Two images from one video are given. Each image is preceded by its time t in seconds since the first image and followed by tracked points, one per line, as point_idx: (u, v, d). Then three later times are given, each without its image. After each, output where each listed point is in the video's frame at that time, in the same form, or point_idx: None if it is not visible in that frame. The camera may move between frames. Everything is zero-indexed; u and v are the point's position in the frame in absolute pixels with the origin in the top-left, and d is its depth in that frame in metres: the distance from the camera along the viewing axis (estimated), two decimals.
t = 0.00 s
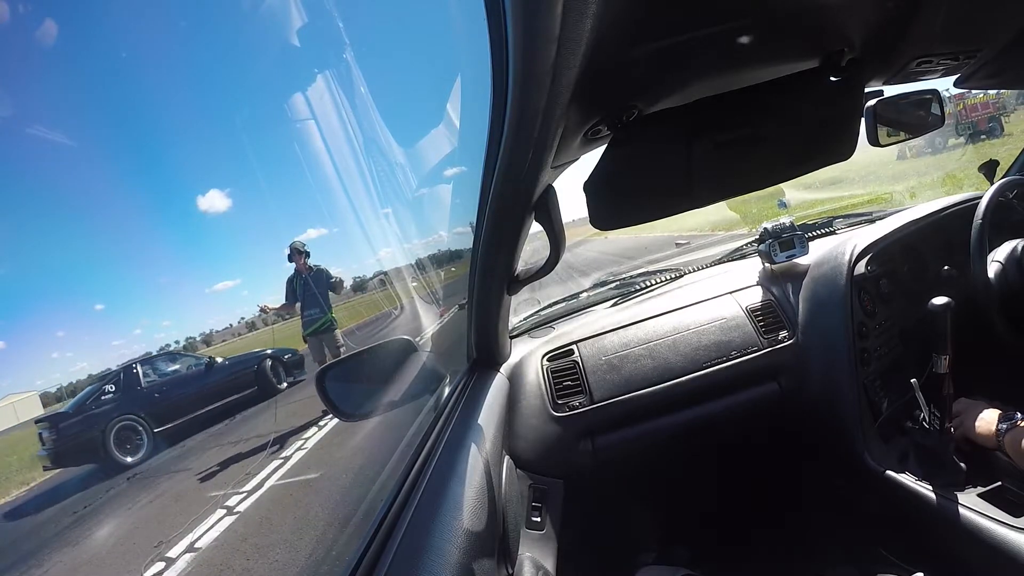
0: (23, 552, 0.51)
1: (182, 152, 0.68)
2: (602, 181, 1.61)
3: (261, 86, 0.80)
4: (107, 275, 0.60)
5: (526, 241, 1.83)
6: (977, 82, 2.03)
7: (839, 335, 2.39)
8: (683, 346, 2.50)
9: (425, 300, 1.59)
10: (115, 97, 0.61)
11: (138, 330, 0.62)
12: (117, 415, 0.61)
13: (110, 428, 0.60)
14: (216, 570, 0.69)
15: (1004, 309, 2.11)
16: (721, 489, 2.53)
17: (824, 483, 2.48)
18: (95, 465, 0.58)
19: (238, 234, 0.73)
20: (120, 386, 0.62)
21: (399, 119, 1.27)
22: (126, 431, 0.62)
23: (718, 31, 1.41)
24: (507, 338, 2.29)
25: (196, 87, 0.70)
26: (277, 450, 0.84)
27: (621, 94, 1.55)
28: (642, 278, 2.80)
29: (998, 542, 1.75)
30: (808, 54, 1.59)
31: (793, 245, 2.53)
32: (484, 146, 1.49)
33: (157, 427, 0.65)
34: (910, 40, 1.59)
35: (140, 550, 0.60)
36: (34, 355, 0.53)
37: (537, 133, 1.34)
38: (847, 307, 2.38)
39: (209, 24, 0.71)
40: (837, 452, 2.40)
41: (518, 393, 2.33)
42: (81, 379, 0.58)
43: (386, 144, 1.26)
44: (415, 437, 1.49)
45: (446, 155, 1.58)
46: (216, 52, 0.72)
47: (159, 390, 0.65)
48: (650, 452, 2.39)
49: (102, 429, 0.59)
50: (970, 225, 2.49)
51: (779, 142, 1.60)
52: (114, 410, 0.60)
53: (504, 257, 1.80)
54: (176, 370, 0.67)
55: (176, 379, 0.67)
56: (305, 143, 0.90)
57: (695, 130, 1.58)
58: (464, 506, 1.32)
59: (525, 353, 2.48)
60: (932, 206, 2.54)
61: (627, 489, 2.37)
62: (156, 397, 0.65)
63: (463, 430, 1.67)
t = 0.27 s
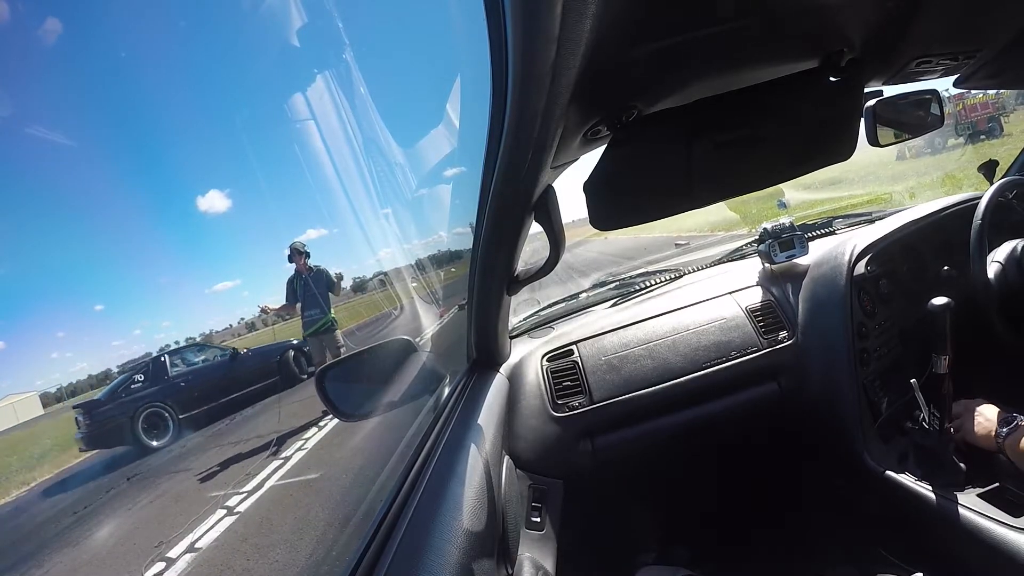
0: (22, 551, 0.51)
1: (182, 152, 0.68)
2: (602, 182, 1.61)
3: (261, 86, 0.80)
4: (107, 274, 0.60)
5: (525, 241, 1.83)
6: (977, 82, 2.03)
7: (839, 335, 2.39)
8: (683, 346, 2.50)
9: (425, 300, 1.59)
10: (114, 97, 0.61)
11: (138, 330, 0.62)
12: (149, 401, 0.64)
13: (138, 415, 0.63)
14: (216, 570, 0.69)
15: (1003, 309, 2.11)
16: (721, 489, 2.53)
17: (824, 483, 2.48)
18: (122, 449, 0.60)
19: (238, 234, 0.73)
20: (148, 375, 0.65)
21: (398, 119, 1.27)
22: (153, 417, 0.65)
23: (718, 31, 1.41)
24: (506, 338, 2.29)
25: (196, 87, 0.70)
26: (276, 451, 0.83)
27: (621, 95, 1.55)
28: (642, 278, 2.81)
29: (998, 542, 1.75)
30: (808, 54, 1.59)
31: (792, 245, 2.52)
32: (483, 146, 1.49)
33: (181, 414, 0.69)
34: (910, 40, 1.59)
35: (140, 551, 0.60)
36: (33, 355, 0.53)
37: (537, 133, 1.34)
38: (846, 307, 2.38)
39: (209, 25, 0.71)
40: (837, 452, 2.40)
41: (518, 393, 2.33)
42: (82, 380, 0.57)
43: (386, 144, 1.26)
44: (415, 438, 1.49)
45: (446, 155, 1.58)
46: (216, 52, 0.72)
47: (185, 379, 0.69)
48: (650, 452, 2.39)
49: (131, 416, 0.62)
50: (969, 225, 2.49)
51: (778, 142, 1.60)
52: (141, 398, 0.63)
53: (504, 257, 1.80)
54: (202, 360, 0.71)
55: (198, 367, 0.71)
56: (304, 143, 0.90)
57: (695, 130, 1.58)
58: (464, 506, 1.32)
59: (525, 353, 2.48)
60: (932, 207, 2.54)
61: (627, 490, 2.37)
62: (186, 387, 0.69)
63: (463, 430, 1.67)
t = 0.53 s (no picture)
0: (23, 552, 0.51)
1: (183, 152, 0.68)
2: (602, 182, 1.61)
3: (261, 86, 0.80)
4: (107, 275, 0.60)
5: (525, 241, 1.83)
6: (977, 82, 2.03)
7: (839, 336, 2.39)
8: (683, 346, 2.50)
9: (425, 300, 1.59)
10: (114, 97, 0.61)
11: (138, 331, 0.62)
12: (182, 387, 0.68)
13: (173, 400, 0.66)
14: (216, 571, 0.69)
15: (1003, 309, 2.11)
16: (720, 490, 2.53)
17: (824, 483, 2.48)
18: (158, 431, 0.64)
19: (238, 234, 0.73)
20: (180, 364, 0.69)
21: (398, 119, 1.27)
22: (185, 402, 0.69)
23: (718, 31, 1.41)
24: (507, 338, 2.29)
25: (196, 87, 0.70)
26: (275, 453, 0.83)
27: (621, 95, 1.55)
28: (642, 278, 2.81)
29: (997, 542, 1.75)
30: (808, 53, 1.59)
31: (792, 245, 2.52)
32: (483, 146, 1.49)
33: (212, 399, 0.73)
34: (910, 40, 1.59)
35: (139, 551, 0.60)
36: (33, 355, 0.53)
37: (537, 132, 1.34)
38: (846, 307, 2.38)
39: (209, 25, 0.71)
40: (837, 452, 2.40)
41: (518, 393, 2.33)
42: (81, 381, 0.57)
43: (386, 143, 1.26)
44: (415, 438, 1.49)
45: (446, 155, 1.58)
46: (216, 52, 0.72)
47: (213, 367, 0.74)
48: (650, 452, 2.39)
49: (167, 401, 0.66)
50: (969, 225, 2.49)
51: (778, 142, 1.60)
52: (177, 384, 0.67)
53: (504, 257, 1.80)
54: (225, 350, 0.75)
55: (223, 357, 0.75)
56: (304, 143, 0.90)
57: (695, 130, 1.58)
58: (464, 506, 1.32)
59: (525, 353, 2.48)
60: (932, 207, 2.55)
61: (627, 490, 2.37)
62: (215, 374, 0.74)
63: (463, 430, 1.67)
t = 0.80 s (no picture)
0: (23, 553, 0.51)
1: (186, 153, 0.68)
2: (602, 182, 1.61)
3: (261, 86, 0.80)
4: (107, 275, 0.60)
5: (525, 241, 1.83)
6: (977, 82, 2.03)
7: (839, 335, 2.39)
8: (682, 346, 2.50)
9: (425, 300, 1.59)
10: (114, 97, 0.61)
11: (138, 332, 0.62)
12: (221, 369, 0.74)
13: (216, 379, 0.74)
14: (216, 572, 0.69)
15: (1003, 309, 2.11)
16: (720, 490, 2.53)
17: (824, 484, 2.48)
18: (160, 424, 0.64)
19: (239, 235, 0.73)
20: (225, 348, 0.75)
21: (398, 119, 1.26)
22: (231, 381, 0.76)
23: (717, 32, 1.41)
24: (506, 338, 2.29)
25: (195, 87, 0.70)
26: (274, 454, 0.83)
27: (621, 95, 1.56)
28: (642, 278, 2.81)
29: (998, 542, 1.75)
30: (808, 53, 1.59)
31: (792, 245, 2.52)
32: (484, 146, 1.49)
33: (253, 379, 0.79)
34: (910, 40, 1.59)
35: (139, 553, 0.60)
36: (32, 356, 0.53)
37: (537, 131, 1.34)
38: (846, 307, 2.38)
39: (209, 25, 0.71)
40: (837, 452, 2.40)
41: (518, 393, 2.33)
42: (82, 381, 0.57)
43: (385, 143, 1.26)
44: (414, 438, 1.49)
45: (446, 155, 1.58)
46: (215, 51, 0.72)
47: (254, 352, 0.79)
48: (650, 452, 2.39)
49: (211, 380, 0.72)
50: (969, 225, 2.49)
51: (778, 142, 1.60)
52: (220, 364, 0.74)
53: (504, 257, 1.80)
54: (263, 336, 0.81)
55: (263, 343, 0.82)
56: (304, 143, 0.90)
57: (695, 130, 1.58)
58: (464, 506, 1.32)
59: (526, 353, 2.48)
60: (932, 206, 2.55)
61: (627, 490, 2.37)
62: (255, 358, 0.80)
63: (463, 430, 1.67)
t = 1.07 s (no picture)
0: (22, 553, 0.51)
1: (187, 154, 0.68)
2: (601, 182, 1.61)
3: (261, 86, 0.80)
4: (108, 275, 0.60)
5: (525, 241, 1.83)
6: (976, 82, 2.03)
7: (839, 335, 2.39)
8: (683, 346, 2.50)
9: (425, 300, 1.59)
10: (115, 97, 0.61)
11: (138, 332, 0.62)
12: (271, 348, 0.84)
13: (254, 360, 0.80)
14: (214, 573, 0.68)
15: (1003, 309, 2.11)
16: (720, 490, 2.53)
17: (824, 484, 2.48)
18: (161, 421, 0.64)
19: (238, 235, 0.73)
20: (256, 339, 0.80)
21: (398, 119, 1.26)
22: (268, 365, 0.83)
23: (717, 32, 1.41)
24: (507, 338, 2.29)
25: (195, 87, 0.70)
26: (274, 455, 0.83)
27: (621, 95, 1.56)
28: (642, 278, 2.81)
29: (998, 542, 1.75)
30: (807, 53, 1.59)
31: (792, 245, 2.52)
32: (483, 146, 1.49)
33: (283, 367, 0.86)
34: (910, 41, 1.59)
35: (138, 553, 0.60)
36: (32, 356, 0.53)
37: (537, 131, 1.34)
38: (846, 307, 2.38)
39: (209, 25, 0.71)
40: (837, 452, 2.39)
41: (518, 393, 2.33)
42: (82, 381, 0.58)
43: (386, 143, 1.26)
44: (414, 438, 1.49)
45: (446, 155, 1.58)
46: (215, 51, 0.72)
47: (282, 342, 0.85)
48: (650, 452, 2.39)
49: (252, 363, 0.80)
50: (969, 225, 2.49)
51: (778, 142, 1.61)
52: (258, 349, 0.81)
53: (504, 257, 1.80)
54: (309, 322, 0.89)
55: (288, 337, 0.87)
56: (305, 143, 0.90)
57: (694, 129, 1.58)
58: (464, 506, 1.32)
59: (526, 353, 2.49)
60: (932, 206, 2.55)
61: (627, 490, 2.36)
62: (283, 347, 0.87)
63: (463, 430, 1.67)
